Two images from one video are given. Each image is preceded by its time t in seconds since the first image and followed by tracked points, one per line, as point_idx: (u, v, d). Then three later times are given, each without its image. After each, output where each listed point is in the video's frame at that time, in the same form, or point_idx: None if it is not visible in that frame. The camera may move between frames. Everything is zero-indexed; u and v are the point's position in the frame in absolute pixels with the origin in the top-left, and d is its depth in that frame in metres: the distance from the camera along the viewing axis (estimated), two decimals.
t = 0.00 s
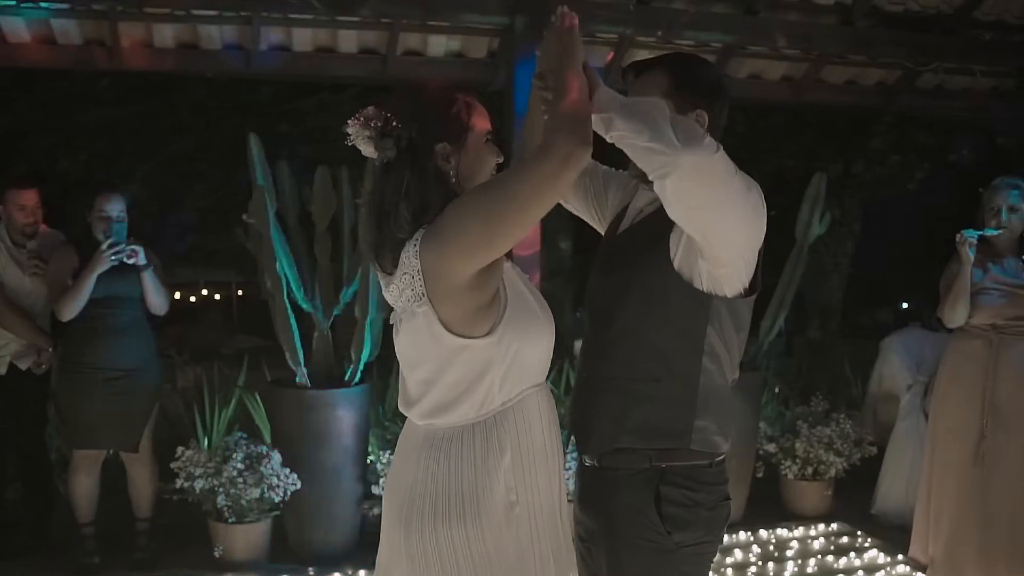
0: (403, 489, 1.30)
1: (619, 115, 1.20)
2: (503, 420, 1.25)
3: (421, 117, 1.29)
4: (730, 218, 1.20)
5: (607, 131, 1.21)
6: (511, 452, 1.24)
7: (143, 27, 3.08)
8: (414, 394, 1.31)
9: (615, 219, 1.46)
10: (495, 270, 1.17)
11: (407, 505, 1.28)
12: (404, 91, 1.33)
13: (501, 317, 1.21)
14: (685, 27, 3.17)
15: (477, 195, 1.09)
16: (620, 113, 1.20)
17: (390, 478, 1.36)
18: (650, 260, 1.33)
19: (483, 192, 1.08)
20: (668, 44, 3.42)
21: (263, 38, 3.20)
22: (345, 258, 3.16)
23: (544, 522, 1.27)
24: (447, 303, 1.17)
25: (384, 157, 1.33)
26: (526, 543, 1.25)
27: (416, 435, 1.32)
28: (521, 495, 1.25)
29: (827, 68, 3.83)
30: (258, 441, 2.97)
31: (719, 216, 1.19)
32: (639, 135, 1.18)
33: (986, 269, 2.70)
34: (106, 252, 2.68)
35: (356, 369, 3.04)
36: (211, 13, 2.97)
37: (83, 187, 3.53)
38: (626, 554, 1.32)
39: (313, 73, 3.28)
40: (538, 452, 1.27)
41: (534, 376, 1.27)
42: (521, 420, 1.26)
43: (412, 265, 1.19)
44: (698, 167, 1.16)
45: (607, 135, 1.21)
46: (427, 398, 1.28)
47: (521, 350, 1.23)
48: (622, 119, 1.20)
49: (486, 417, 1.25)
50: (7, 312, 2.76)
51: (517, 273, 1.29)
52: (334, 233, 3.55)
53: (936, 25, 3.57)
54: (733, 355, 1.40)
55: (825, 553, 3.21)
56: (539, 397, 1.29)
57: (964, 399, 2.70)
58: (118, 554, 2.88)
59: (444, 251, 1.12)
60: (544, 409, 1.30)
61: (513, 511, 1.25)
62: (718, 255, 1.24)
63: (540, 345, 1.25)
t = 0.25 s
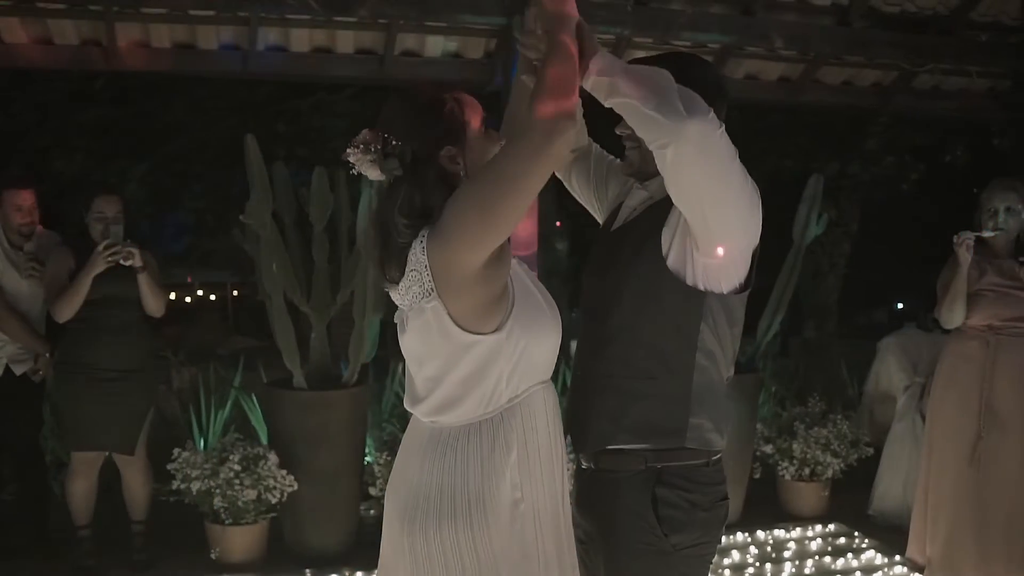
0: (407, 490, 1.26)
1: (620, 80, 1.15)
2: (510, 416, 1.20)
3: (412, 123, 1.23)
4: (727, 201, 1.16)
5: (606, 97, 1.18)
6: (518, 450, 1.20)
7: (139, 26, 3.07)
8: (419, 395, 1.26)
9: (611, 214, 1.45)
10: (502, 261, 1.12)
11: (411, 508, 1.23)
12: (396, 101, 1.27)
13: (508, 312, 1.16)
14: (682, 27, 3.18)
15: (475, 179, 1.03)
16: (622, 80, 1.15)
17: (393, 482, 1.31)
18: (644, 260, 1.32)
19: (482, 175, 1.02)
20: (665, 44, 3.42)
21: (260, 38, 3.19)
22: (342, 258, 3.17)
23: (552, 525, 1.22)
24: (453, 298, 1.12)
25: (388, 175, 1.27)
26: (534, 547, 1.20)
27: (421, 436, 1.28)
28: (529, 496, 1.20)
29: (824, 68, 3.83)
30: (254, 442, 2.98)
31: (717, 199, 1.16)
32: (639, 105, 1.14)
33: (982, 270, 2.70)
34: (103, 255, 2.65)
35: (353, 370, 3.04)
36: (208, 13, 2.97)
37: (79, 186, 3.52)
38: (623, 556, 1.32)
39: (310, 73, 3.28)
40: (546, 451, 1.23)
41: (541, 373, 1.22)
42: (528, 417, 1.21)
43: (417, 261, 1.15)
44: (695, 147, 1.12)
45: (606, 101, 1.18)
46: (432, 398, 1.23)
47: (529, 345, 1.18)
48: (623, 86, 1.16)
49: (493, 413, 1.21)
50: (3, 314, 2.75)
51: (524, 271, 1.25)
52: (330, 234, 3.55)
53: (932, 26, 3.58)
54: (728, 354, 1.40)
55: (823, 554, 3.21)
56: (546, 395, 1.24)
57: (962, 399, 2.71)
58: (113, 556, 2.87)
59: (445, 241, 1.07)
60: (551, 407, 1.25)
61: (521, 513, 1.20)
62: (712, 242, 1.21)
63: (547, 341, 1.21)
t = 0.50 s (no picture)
0: (412, 489, 1.24)
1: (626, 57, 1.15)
2: (517, 413, 1.18)
3: (417, 135, 1.21)
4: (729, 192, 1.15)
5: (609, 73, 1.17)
6: (525, 447, 1.18)
7: (136, 27, 3.07)
8: (425, 392, 1.25)
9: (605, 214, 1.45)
10: (508, 253, 1.12)
11: (415, 506, 1.22)
12: (390, 118, 1.25)
13: (516, 307, 1.15)
14: (680, 29, 3.18)
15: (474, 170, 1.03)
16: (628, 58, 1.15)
17: (396, 480, 1.30)
18: (636, 262, 1.32)
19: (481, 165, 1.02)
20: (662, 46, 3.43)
21: (257, 39, 3.19)
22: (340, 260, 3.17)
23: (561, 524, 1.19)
24: (461, 293, 1.11)
25: (402, 193, 1.23)
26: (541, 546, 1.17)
27: (425, 435, 1.26)
28: (536, 495, 1.18)
29: (821, 70, 3.84)
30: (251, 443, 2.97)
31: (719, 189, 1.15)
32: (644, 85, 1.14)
33: (979, 271, 2.70)
34: (100, 256, 2.65)
35: (350, 372, 3.03)
36: (206, 14, 2.97)
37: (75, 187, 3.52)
38: (621, 558, 1.32)
39: (308, 74, 3.28)
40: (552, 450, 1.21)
41: (549, 369, 1.20)
42: (535, 414, 1.19)
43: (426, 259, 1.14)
44: (699, 134, 1.11)
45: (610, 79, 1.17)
46: (437, 395, 1.22)
47: (537, 341, 1.17)
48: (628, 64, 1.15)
49: (500, 410, 1.19)
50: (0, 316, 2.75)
51: (531, 267, 1.23)
52: (327, 235, 3.55)
53: (929, 29, 3.59)
54: (724, 353, 1.39)
55: (820, 556, 3.21)
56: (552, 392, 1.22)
57: (959, 401, 2.71)
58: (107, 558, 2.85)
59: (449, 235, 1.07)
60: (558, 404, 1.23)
61: (526, 511, 1.17)
62: (709, 237, 1.20)
63: (554, 336, 1.19)
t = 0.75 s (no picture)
0: (415, 489, 1.23)
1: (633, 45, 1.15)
2: (524, 411, 1.18)
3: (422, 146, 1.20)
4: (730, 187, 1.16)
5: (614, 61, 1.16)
6: (531, 445, 1.17)
7: (133, 28, 3.06)
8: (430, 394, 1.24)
9: (601, 214, 1.44)
10: (511, 248, 1.10)
11: (418, 508, 1.20)
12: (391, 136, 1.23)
13: (524, 304, 1.13)
14: (676, 30, 3.18)
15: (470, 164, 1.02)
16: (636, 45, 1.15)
17: (399, 482, 1.28)
18: (633, 267, 1.31)
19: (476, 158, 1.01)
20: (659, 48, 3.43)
21: (254, 40, 3.19)
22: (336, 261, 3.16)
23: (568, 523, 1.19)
24: (464, 290, 1.09)
25: (413, 208, 1.21)
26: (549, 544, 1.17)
27: (430, 436, 1.25)
28: (542, 493, 1.17)
29: (817, 72, 3.85)
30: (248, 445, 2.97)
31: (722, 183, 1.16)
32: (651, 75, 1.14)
33: (977, 273, 2.70)
34: (97, 257, 2.64)
35: (348, 375, 3.02)
36: (203, 15, 2.97)
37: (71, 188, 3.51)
38: (621, 561, 1.31)
39: (304, 75, 3.28)
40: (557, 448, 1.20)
41: (556, 367, 1.20)
42: (542, 412, 1.19)
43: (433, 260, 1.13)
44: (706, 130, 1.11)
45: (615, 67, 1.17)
46: (441, 395, 1.20)
47: (545, 338, 1.16)
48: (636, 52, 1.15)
49: (507, 407, 1.18)
50: None
51: (538, 264, 1.22)
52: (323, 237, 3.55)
53: (926, 31, 3.60)
54: (722, 355, 1.37)
55: (818, 557, 3.21)
56: (558, 390, 1.22)
57: (957, 402, 2.71)
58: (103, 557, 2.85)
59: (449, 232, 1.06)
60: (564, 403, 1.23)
61: (533, 509, 1.17)
62: (708, 236, 1.20)
63: (562, 334, 1.18)
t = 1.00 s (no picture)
0: (420, 485, 1.22)
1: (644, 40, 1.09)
2: (532, 411, 1.17)
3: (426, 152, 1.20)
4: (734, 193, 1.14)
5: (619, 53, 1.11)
6: (539, 446, 1.17)
7: (130, 28, 3.06)
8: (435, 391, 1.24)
9: (597, 215, 1.37)
10: (516, 245, 1.09)
11: (422, 506, 1.20)
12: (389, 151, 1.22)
13: (532, 303, 1.12)
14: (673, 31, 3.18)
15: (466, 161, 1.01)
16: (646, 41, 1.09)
17: (403, 477, 1.28)
18: (633, 261, 1.24)
19: (471, 157, 1.00)
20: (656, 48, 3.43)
21: (251, 41, 3.19)
22: (333, 262, 3.16)
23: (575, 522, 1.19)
24: (469, 289, 1.09)
25: (424, 212, 1.20)
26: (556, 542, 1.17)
27: (433, 433, 1.24)
28: (549, 492, 1.17)
29: (815, 73, 3.85)
30: (246, 446, 2.98)
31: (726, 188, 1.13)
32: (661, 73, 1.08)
33: (975, 274, 2.70)
34: (95, 256, 2.65)
35: (345, 376, 3.02)
36: (200, 16, 2.96)
37: (66, 189, 3.50)
38: (621, 562, 1.26)
39: (302, 76, 3.28)
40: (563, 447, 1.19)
41: (564, 366, 1.19)
42: (552, 411, 1.18)
43: (438, 259, 1.13)
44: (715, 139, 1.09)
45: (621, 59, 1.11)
46: (446, 393, 1.20)
47: (554, 337, 1.15)
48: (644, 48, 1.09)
49: (515, 407, 1.17)
50: None
51: (546, 261, 1.20)
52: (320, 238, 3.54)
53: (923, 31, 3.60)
54: (721, 354, 1.31)
55: (816, 558, 3.21)
56: (564, 387, 1.20)
57: (955, 402, 2.71)
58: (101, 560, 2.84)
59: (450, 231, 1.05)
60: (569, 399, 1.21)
61: (540, 509, 1.17)
62: (711, 239, 1.17)
63: (569, 332, 1.16)
